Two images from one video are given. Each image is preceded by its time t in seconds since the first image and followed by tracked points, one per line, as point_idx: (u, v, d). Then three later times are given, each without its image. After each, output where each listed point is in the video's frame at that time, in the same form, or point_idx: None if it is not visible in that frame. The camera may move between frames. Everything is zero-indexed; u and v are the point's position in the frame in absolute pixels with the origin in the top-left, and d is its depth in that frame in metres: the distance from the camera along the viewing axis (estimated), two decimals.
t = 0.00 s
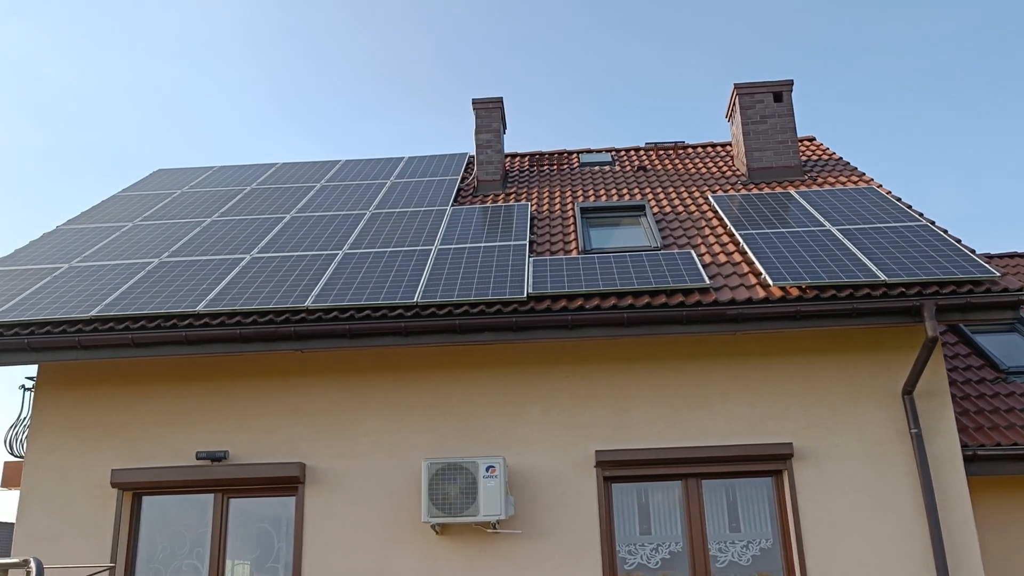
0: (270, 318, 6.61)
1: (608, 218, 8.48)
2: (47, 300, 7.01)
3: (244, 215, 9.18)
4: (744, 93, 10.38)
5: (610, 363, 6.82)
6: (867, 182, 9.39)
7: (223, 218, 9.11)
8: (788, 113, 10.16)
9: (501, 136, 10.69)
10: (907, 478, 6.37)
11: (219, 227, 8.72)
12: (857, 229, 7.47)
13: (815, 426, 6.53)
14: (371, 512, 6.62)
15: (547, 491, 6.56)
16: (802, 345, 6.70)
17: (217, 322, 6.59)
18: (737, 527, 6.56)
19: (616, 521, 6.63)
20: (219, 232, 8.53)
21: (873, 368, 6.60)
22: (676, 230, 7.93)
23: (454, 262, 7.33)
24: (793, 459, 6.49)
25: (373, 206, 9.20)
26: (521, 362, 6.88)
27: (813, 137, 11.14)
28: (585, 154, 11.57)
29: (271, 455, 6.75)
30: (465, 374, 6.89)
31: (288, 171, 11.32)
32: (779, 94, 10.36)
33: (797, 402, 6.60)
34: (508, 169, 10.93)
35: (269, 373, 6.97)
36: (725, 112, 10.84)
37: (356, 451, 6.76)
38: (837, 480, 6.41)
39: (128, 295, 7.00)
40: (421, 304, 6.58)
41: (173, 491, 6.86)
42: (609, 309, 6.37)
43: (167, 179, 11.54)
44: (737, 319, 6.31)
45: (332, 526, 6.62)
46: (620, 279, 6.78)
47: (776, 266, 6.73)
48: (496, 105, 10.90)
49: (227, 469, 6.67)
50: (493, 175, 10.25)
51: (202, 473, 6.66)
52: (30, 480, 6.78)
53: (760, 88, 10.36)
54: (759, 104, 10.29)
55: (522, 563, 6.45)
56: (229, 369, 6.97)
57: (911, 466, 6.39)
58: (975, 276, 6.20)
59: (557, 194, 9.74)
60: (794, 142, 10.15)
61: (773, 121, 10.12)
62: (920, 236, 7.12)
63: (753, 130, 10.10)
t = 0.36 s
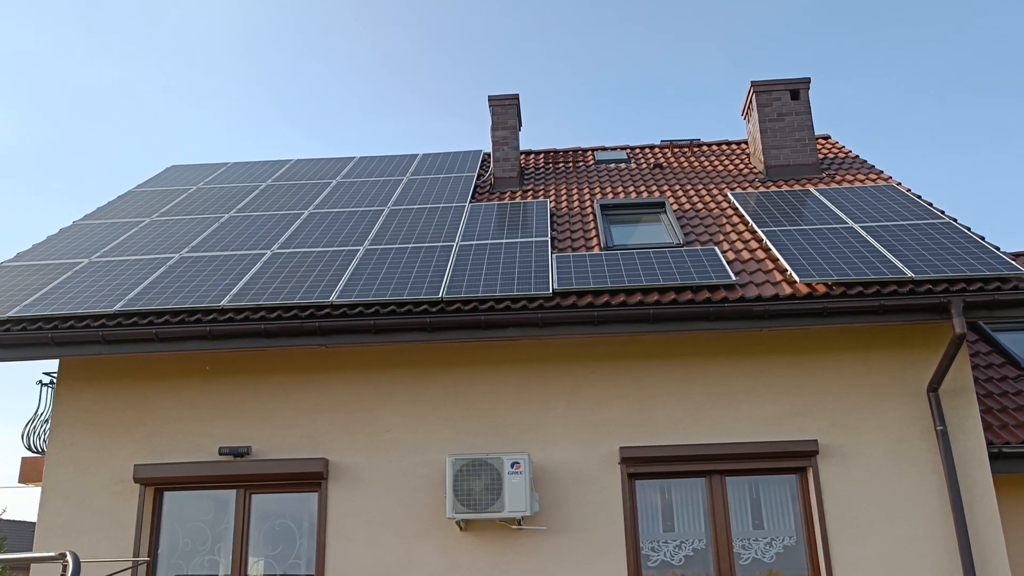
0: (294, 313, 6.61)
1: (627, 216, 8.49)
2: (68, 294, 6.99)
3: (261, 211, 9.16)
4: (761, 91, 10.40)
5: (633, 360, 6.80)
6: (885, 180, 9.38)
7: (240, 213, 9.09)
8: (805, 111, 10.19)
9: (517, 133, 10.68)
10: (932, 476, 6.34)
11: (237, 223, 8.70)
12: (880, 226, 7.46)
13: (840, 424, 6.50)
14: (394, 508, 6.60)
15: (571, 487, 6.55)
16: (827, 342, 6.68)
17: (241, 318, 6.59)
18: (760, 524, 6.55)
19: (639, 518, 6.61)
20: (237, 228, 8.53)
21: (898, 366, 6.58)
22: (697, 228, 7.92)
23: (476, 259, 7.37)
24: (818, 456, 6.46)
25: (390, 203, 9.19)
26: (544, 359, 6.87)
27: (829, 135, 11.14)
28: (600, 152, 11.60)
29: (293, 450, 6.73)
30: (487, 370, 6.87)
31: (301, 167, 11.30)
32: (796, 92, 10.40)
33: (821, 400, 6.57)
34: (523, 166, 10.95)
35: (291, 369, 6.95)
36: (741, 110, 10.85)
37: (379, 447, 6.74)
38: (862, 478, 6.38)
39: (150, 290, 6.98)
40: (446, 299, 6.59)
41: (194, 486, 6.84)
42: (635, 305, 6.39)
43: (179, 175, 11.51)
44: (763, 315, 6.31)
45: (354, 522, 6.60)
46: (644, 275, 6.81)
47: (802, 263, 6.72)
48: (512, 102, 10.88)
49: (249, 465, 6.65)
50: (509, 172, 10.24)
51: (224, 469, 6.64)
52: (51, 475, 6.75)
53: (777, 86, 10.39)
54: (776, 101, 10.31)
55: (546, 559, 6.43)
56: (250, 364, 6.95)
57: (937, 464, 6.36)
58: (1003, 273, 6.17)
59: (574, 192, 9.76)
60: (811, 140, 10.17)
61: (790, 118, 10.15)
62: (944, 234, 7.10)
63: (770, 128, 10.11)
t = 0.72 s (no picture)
0: (306, 313, 6.64)
1: (634, 216, 8.50)
2: (74, 294, 6.92)
3: (264, 210, 9.13)
4: (764, 91, 10.46)
5: (644, 360, 6.80)
6: (888, 181, 9.44)
7: (244, 212, 9.05)
8: (808, 112, 10.25)
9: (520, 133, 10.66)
10: (942, 476, 6.37)
11: (241, 222, 8.67)
12: (888, 227, 7.50)
13: (851, 424, 6.52)
14: (404, 510, 6.57)
15: (582, 488, 6.53)
16: (837, 343, 6.72)
17: (251, 318, 6.62)
18: (771, 524, 6.55)
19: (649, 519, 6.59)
20: (242, 226, 8.51)
21: (908, 366, 6.61)
22: (705, 229, 7.94)
23: (484, 260, 7.42)
24: (828, 456, 6.47)
25: (395, 202, 9.18)
26: (554, 359, 6.86)
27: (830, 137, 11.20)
28: (602, 152, 11.61)
29: (302, 451, 6.69)
30: (498, 370, 6.86)
31: (303, 166, 11.26)
32: (798, 92, 10.46)
33: (832, 400, 6.59)
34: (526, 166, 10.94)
35: (300, 369, 6.93)
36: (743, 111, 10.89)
37: (389, 448, 6.71)
38: (873, 478, 6.40)
39: (158, 290, 6.94)
40: (457, 300, 6.63)
41: (202, 488, 6.78)
42: (647, 306, 6.42)
43: (178, 173, 11.44)
44: (775, 315, 6.34)
45: (364, 524, 6.56)
46: (655, 276, 6.85)
47: (812, 264, 6.74)
48: (515, 102, 10.84)
49: (259, 466, 6.60)
50: (512, 172, 10.22)
51: (233, 470, 6.59)
52: (57, 477, 6.68)
53: (780, 87, 10.44)
54: (779, 102, 10.37)
55: (557, 560, 6.41)
56: (259, 365, 6.92)
57: (947, 464, 6.39)
58: (1014, 274, 6.20)
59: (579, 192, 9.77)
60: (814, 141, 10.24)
61: (793, 119, 10.21)
62: (953, 235, 7.14)
63: (773, 128, 10.17)
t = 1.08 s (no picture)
0: (309, 312, 6.61)
1: (633, 216, 8.52)
2: (71, 293, 6.82)
3: (260, 208, 9.04)
4: (759, 92, 10.52)
5: (647, 359, 6.81)
6: (882, 182, 9.53)
7: (239, 210, 8.96)
8: (802, 113, 10.33)
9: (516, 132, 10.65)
10: (943, 474, 6.43)
11: (237, 220, 8.58)
12: (887, 228, 7.57)
13: (852, 422, 6.57)
14: (407, 510, 6.52)
15: (587, 488, 6.52)
16: (838, 342, 6.77)
17: (254, 316, 6.57)
18: (773, 523, 6.58)
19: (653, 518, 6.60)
20: (238, 225, 8.43)
21: (908, 365, 6.68)
22: (705, 229, 7.97)
23: (487, 259, 7.40)
24: (831, 455, 6.51)
25: (392, 201, 9.13)
26: (558, 359, 6.85)
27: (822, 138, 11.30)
28: (596, 152, 11.62)
29: (304, 452, 6.63)
30: (501, 370, 6.84)
31: (296, 164, 11.17)
32: (792, 93, 10.54)
33: (834, 399, 6.64)
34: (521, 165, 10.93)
35: (302, 369, 6.86)
36: (737, 111, 10.94)
37: (392, 448, 6.66)
38: (874, 477, 6.45)
39: (156, 289, 6.86)
40: (462, 299, 6.61)
41: (202, 489, 6.70)
42: (653, 305, 6.43)
43: (169, 171, 11.31)
44: (779, 315, 6.37)
45: (367, 524, 6.51)
46: (659, 275, 6.86)
47: (815, 264, 6.79)
48: (510, 101, 10.79)
49: (260, 466, 6.53)
50: (508, 172, 10.20)
51: (234, 471, 6.51)
52: (54, 478, 6.58)
53: (774, 88, 10.51)
54: (774, 103, 10.43)
55: (562, 560, 6.39)
56: (260, 364, 6.85)
57: (947, 462, 6.45)
58: (1015, 273, 6.27)
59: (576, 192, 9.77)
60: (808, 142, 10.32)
61: (787, 120, 10.28)
62: (952, 235, 7.21)
63: (768, 129, 10.23)
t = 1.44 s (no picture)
0: (314, 309, 6.58)
1: (631, 217, 8.57)
2: (70, 286, 6.76)
3: (257, 203, 8.99)
4: (754, 96, 10.62)
5: (649, 359, 6.86)
6: (875, 187, 9.67)
7: (236, 206, 8.90)
8: (796, 118, 10.45)
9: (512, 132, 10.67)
10: (938, 475, 6.55)
11: (235, 215, 8.52)
12: (883, 233, 7.68)
13: (850, 424, 6.68)
14: (409, 508, 6.52)
15: (589, 487, 6.55)
16: (837, 344, 6.86)
17: (259, 312, 6.54)
18: (770, 523, 6.65)
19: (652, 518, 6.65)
20: (236, 220, 8.37)
21: (905, 368, 6.79)
22: (704, 231, 8.04)
23: (490, 258, 7.41)
24: (829, 456, 6.61)
25: (391, 198, 9.12)
26: (561, 358, 6.88)
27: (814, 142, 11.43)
28: (590, 153, 11.68)
29: (306, 449, 6.61)
30: (504, 369, 6.85)
31: (290, 160, 11.10)
32: (786, 98, 10.66)
33: (832, 400, 6.74)
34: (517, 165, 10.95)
35: (304, 366, 6.84)
36: (731, 115, 11.04)
37: (394, 446, 6.66)
38: (870, 477, 6.56)
39: (158, 284, 6.82)
40: (468, 297, 6.62)
41: (201, 485, 6.65)
42: (658, 305, 6.48)
43: (161, 165, 11.20)
44: (782, 316, 6.45)
45: (369, 522, 6.50)
46: (663, 276, 6.90)
47: (816, 267, 6.88)
48: (508, 101, 10.79)
49: (262, 463, 6.50)
50: (505, 171, 10.22)
51: (235, 468, 6.48)
52: (50, 474, 6.50)
53: (769, 92, 10.63)
54: (768, 107, 10.54)
55: (563, 558, 6.43)
56: (262, 361, 6.82)
57: (942, 464, 6.57)
58: (1011, 279, 6.40)
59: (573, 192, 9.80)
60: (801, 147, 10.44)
61: (781, 124, 10.39)
62: (947, 240, 7.34)
63: (763, 133, 10.33)
